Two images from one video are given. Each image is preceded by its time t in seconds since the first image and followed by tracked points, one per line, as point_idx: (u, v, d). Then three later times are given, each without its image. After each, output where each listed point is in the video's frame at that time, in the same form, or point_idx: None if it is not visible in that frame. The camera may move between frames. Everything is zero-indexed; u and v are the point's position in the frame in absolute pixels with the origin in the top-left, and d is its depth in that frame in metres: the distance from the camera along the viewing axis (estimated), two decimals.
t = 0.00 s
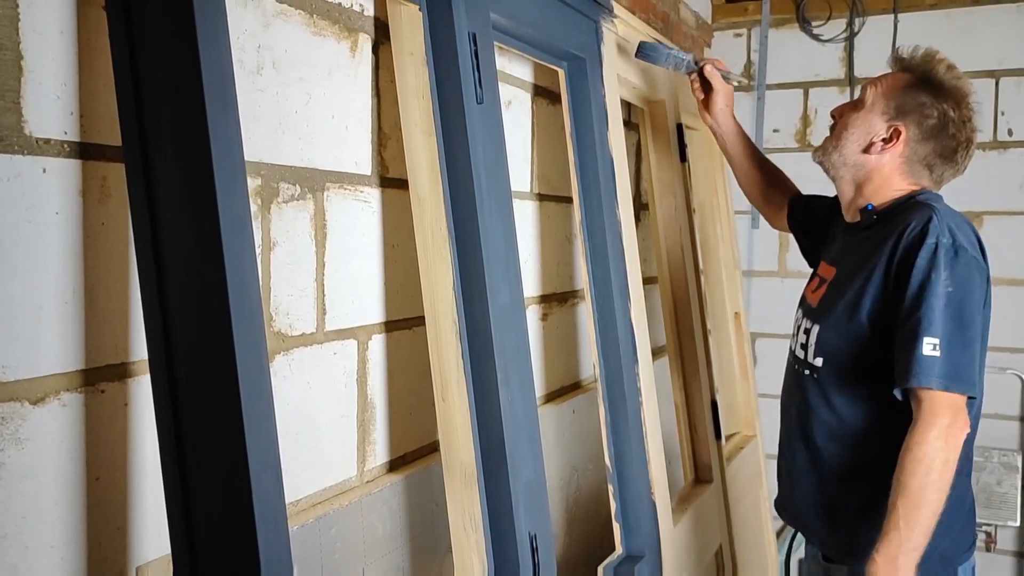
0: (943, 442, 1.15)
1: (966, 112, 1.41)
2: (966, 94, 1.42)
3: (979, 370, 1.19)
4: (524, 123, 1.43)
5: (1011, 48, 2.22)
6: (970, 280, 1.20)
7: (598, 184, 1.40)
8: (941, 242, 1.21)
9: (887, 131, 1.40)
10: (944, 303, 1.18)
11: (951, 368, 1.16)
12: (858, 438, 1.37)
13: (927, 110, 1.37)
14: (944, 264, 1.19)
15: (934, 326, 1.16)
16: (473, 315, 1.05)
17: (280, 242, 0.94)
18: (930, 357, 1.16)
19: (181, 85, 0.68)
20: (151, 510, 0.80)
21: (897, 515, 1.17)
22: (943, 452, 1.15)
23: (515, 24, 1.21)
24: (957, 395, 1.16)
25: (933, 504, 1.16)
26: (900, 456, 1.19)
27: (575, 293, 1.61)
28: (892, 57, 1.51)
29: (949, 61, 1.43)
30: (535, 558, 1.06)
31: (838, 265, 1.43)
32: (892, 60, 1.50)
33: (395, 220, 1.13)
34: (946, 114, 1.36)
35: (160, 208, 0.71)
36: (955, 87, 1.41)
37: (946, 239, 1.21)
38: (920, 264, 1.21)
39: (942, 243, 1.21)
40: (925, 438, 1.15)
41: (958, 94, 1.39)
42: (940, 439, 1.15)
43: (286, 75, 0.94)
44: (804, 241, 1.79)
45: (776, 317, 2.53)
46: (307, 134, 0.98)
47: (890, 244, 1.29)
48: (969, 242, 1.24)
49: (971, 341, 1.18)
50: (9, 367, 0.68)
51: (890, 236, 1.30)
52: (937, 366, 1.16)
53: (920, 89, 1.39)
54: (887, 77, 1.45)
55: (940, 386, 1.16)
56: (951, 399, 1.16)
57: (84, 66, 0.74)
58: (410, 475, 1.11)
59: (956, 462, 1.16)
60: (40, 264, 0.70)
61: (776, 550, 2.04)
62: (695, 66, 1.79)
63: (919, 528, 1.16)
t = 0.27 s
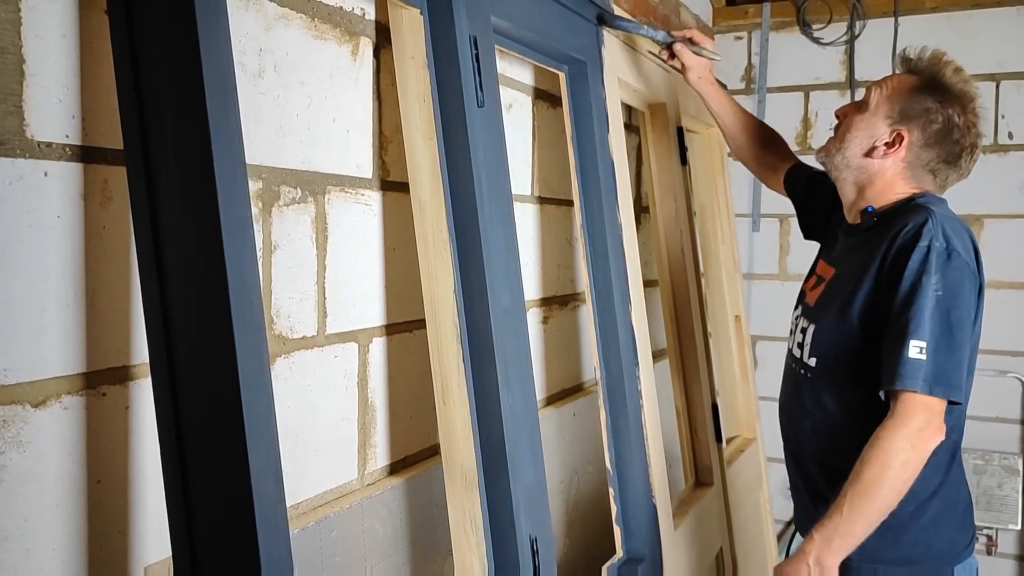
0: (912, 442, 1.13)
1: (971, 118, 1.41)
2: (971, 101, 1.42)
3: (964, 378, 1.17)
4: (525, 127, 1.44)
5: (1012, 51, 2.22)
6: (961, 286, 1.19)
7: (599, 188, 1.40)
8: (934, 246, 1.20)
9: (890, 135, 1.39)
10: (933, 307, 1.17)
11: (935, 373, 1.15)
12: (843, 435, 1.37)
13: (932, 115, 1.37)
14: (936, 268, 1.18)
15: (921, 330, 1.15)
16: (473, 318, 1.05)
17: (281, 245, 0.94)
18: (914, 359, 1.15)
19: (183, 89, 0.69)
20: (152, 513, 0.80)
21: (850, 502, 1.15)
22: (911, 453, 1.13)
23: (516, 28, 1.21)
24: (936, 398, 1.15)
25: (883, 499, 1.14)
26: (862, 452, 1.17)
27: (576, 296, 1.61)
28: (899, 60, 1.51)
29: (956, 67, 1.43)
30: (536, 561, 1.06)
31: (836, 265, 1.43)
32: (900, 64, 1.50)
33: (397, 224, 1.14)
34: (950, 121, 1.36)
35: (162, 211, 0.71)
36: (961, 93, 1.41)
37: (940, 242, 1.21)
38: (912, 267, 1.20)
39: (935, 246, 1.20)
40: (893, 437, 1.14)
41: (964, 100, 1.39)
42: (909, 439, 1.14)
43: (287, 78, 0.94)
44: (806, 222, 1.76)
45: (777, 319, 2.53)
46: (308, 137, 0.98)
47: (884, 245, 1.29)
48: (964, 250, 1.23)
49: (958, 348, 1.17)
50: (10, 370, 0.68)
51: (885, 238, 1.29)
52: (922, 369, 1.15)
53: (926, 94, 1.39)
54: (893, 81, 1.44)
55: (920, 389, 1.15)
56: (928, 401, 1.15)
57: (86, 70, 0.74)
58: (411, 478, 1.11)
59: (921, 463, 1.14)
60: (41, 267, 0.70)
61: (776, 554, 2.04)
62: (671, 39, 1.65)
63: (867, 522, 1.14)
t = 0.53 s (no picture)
0: (903, 448, 1.13)
1: (966, 117, 1.40)
2: (966, 99, 1.41)
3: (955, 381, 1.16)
4: (526, 128, 1.44)
5: (1013, 53, 2.22)
6: (951, 287, 1.18)
7: (600, 190, 1.40)
8: (922, 246, 1.20)
9: (882, 136, 1.39)
10: (921, 308, 1.16)
11: (921, 376, 1.14)
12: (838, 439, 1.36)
13: (925, 115, 1.36)
14: (923, 269, 1.18)
15: (907, 332, 1.15)
16: (475, 320, 1.05)
17: (283, 247, 0.94)
18: (902, 362, 1.14)
19: (187, 90, 0.69)
20: (154, 514, 0.80)
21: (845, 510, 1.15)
22: (904, 460, 1.13)
23: (518, 30, 1.21)
24: (925, 401, 1.14)
25: (878, 508, 1.13)
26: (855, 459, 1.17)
27: (578, 297, 1.61)
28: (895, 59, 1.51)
29: (950, 65, 1.43)
30: (538, 562, 1.06)
31: (830, 266, 1.42)
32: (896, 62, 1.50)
33: (399, 225, 1.14)
34: (944, 121, 1.36)
35: (165, 212, 0.71)
36: (955, 92, 1.40)
37: (928, 242, 1.20)
38: (899, 267, 1.20)
39: (923, 247, 1.20)
40: (884, 443, 1.13)
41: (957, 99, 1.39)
42: (900, 446, 1.13)
43: (290, 80, 0.95)
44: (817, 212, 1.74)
45: (778, 321, 2.53)
46: (311, 139, 0.98)
47: (876, 246, 1.28)
48: (956, 250, 1.22)
49: (948, 350, 1.16)
50: (13, 371, 0.68)
51: (876, 239, 1.29)
52: (909, 371, 1.14)
53: (919, 94, 1.38)
54: (886, 80, 1.44)
55: (909, 392, 1.14)
56: (918, 404, 1.14)
57: (89, 72, 0.74)
58: (413, 480, 1.11)
59: (915, 471, 1.13)
60: (45, 268, 0.70)
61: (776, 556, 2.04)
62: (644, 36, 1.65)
63: (863, 531, 1.14)
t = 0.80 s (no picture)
0: (897, 444, 1.12)
1: (967, 116, 1.39)
2: (966, 98, 1.40)
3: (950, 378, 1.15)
4: (529, 129, 1.44)
5: (1015, 55, 2.22)
6: (946, 283, 1.17)
7: (602, 191, 1.40)
8: (915, 241, 1.20)
9: (880, 135, 1.40)
10: (914, 303, 1.16)
11: (915, 371, 1.14)
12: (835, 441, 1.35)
13: (922, 113, 1.36)
14: (916, 264, 1.18)
15: (901, 326, 1.15)
16: (478, 320, 1.05)
17: (286, 247, 0.94)
18: (895, 356, 1.14)
19: (191, 91, 0.69)
20: (157, 514, 0.80)
21: (839, 509, 1.14)
22: (897, 456, 1.12)
23: (521, 31, 1.21)
24: (920, 397, 1.13)
25: (869, 504, 1.13)
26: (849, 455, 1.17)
27: (580, 298, 1.61)
28: (898, 60, 1.51)
29: (950, 64, 1.42)
30: (541, 563, 1.06)
31: (826, 266, 1.42)
32: (898, 62, 1.50)
33: (402, 226, 1.14)
34: (941, 119, 1.35)
35: (169, 213, 0.71)
36: (955, 90, 1.40)
37: (922, 238, 1.20)
38: (892, 262, 1.20)
39: (916, 242, 1.20)
40: (877, 438, 1.13)
41: (956, 98, 1.38)
42: (893, 441, 1.12)
43: (293, 80, 0.95)
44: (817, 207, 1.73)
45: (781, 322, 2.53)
46: (314, 139, 0.98)
47: (871, 242, 1.29)
48: (951, 247, 1.22)
49: (943, 347, 1.15)
50: (15, 370, 0.68)
51: (871, 236, 1.29)
52: (903, 366, 1.14)
53: (917, 93, 1.38)
54: (885, 79, 1.44)
55: (901, 387, 1.13)
56: (914, 401, 1.13)
57: (93, 73, 0.74)
58: (416, 480, 1.11)
59: (909, 468, 1.13)
60: (49, 269, 0.71)
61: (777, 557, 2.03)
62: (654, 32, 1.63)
63: (854, 528, 1.13)
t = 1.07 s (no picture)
0: (896, 446, 1.12)
1: (967, 116, 1.39)
2: (966, 96, 1.40)
3: (950, 378, 1.15)
4: (531, 129, 1.44)
5: (1018, 54, 2.22)
6: (946, 283, 1.17)
7: (604, 190, 1.40)
8: (915, 241, 1.20)
9: (880, 133, 1.39)
10: (914, 303, 1.16)
11: (915, 372, 1.14)
12: (835, 441, 1.34)
13: (922, 112, 1.36)
14: (916, 264, 1.18)
15: (901, 326, 1.14)
16: (480, 320, 1.05)
17: (288, 246, 0.94)
18: (895, 356, 1.14)
19: (193, 90, 0.69)
20: (159, 513, 0.80)
21: (835, 509, 1.16)
22: (895, 458, 1.12)
23: (523, 30, 1.21)
24: (919, 398, 1.13)
25: (866, 505, 1.14)
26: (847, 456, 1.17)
27: (582, 297, 1.61)
28: (898, 58, 1.51)
29: (950, 62, 1.42)
30: (542, 563, 1.06)
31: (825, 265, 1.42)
32: (898, 61, 1.49)
33: (404, 225, 1.14)
34: (942, 117, 1.35)
35: (171, 211, 0.71)
36: (956, 88, 1.40)
37: (922, 237, 1.20)
38: (892, 261, 1.20)
39: (916, 242, 1.19)
40: (875, 440, 1.13)
41: (956, 97, 1.38)
42: (892, 443, 1.12)
43: (296, 79, 0.95)
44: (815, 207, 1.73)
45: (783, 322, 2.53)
46: (316, 138, 0.98)
47: (870, 242, 1.28)
48: (952, 247, 1.22)
49: (943, 347, 1.15)
50: (18, 369, 0.68)
51: (870, 235, 1.29)
52: (902, 366, 1.14)
53: (918, 91, 1.38)
54: (885, 77, 1.44)
55: (900, 387, 1.13)
56: (914, 402, 1.13)
57: (96, 71, 0.74)
58: (418, 479, 1.11)
59: (908, 469, 1.13)
60: (51, 267, 0.71)
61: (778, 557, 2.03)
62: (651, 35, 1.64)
63: (851, 528, 1.15)
